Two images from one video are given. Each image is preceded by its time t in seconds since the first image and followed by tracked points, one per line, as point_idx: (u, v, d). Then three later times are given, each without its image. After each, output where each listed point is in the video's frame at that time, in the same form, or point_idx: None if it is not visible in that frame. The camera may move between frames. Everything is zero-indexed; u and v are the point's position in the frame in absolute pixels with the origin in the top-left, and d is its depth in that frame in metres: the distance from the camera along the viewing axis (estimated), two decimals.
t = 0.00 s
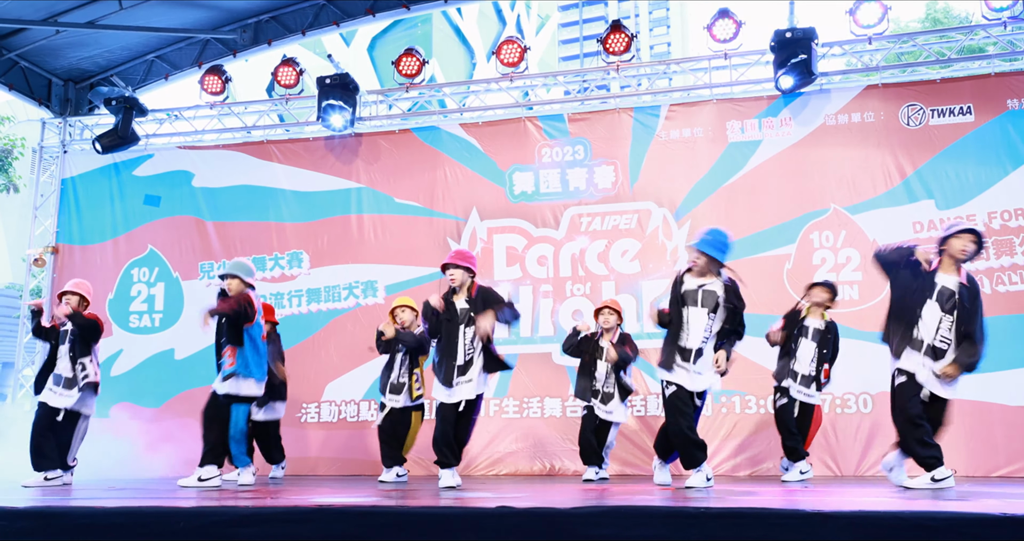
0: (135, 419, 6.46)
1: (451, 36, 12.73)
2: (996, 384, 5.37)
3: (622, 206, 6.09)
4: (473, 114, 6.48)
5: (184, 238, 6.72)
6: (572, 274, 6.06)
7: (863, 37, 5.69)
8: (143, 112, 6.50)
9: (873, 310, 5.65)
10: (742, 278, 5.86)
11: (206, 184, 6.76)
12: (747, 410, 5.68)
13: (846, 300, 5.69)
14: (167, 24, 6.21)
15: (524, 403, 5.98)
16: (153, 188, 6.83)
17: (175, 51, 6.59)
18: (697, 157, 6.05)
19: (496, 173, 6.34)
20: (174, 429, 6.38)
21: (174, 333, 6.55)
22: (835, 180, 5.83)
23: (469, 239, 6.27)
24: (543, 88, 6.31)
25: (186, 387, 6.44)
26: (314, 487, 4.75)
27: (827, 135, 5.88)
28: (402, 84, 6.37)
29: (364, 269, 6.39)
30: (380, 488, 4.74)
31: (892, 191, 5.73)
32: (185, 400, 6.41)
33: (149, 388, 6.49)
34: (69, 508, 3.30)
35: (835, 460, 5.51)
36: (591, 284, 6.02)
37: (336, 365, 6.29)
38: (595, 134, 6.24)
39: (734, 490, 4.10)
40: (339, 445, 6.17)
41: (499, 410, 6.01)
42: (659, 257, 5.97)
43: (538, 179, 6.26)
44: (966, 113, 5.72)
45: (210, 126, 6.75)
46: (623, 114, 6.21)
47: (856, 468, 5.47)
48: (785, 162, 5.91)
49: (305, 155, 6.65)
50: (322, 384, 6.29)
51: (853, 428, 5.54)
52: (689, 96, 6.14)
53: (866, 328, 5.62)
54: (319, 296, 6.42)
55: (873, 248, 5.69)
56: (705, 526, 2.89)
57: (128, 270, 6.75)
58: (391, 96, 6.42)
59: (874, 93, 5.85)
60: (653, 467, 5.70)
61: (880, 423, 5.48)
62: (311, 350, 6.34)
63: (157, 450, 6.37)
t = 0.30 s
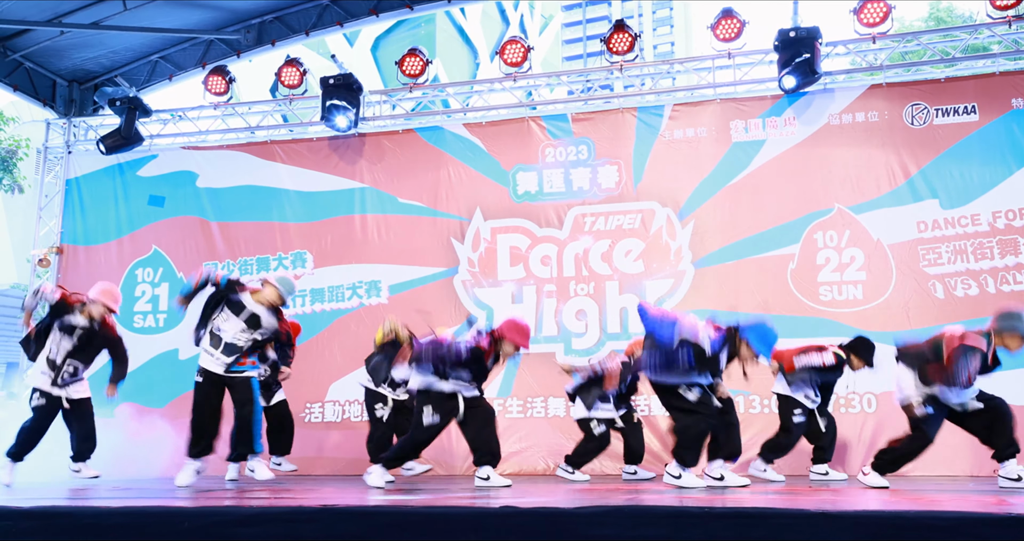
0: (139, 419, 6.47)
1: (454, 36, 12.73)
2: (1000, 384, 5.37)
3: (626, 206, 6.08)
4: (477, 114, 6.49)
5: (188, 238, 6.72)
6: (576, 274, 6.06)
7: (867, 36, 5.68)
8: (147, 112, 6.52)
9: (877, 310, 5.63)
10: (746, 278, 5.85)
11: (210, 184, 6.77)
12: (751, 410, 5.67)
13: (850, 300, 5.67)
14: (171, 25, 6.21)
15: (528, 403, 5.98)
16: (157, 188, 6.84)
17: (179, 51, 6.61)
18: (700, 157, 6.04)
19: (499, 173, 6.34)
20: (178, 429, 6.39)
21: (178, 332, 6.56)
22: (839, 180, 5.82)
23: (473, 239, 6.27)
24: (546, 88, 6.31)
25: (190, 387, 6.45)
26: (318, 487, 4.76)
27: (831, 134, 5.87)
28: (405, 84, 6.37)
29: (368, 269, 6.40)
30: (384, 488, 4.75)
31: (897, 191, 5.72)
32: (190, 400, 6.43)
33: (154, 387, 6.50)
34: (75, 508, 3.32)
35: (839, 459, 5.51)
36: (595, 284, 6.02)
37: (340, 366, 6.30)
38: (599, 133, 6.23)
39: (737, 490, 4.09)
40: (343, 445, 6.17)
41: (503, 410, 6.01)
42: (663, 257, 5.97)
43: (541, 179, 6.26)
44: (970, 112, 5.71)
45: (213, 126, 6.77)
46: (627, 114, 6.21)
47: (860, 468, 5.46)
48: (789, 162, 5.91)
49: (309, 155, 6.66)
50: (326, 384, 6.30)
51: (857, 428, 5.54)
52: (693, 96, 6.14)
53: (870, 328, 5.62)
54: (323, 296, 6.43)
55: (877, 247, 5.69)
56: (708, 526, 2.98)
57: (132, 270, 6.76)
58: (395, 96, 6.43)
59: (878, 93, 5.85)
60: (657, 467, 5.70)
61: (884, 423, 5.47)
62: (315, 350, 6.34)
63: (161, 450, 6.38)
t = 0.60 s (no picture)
0: (138, 421, 6.47)
1: (453, 37, 12.73)
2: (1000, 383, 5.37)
3: (625, 207, 6.09)
4: (476, 115, 6.49)
5: (187, 239, 6.72)
6: (575, 275, 6.06)
7: (866, 37, 5.68)
8: (146, 114, 6.52)
9: (877, 309, 5.64)
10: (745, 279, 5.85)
11: (209, 185, 6.77)
12: (751, 410, 5.68)
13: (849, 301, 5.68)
14: (170, 26, 6.21)
15: (527, 404, 5.98)
16: (156, 190, 6.84)
17: (178, 53, 6.60)
18: (699, 157, 6.05)
19: (498, 174, 6.34)
20: (177, 430, 6.39)
21: (176, 334, 6.56)
22: (838, 181, 5.82)
23: (472, 240, 6.27)
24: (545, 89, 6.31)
25: (190, 388, 6.44)
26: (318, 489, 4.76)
27: (830, 135, 5.88)
28: (404, 85, 6.38)
29: (367, 270, 6.40)
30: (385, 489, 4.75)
31: (895, 191, 5.72)
32: (190, 402, 6.42)
33: (153, 389, 6.50)
34: (75, 510, 3.33)
35: (839, 459, 5.51)
36: (594, 285, 6.02)
37: (340, 367, 6.30)
38: (598, 134, 6.24)
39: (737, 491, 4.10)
40: (343, 446, 6.17)
41: (503, 411, 6.01)
42: (662, 257, 5.97)
43: (540, 179, 6.26)
44: (969, 113, 5.71)
45: (213, 128, 6.76)
46: (626, 115, 6.21)
47: (859, 468, 5.47)
48: (788, 162, 5.91)
49: (308, 156, 6.66)
50: (326, 385, 6.29)
51: (857, 428, 5.54)
52: (692, 97, 6.14)
53: (868, 327, 5.63)
54: (322, 297, 6.43)
55: (877, 248, 5.69)
56: (710, 527, 2.96)
57: (131, 271, 6.75)
58: (394, 97, 6.43)
59: (877, 94, 5.85)
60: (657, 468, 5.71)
61: (883, 423, 5.48)
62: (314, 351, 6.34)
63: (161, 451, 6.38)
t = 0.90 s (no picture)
0: (143, 419, 6.56)
1: (454, 41, 12.85)
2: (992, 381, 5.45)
3: (623, 208, 6.18)
4: (476, 117, 6.58)
5: (192, 240, 6.82)
6: (574, 275, 6.15)
7: (861, 40, 5.78)
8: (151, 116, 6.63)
9: (870, 308, 5.73)
10: (740, 279, 5.95)
11: (213, 187, 6.87)
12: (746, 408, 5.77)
13: (843, 300, 5.77)
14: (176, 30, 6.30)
15: (527, 402, 6.07)
16: (161, 192, 6.93)
17: (183, 56, 6.70)
18: (696, 159, 6.14)
19: (497, 175, 6.44)
20: (182, 428, 6.49)
21: (180, 334, 6.66)
22: (832, 183, 5.91)
23: (473, 240, 6.37)
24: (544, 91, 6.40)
25: (194, 386, 6.54)
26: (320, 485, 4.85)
27: (824, 137, 5.97)
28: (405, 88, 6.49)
29: (368, 270, 6.49)
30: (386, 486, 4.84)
31: (889, 193, 5.81)
32: (194, 401, 6.51)
33: (158, 387, 6.59)
34: (81, 507, 3.40)
35: (834, 456, 5.60)
36: (592, 285, 6.11)
37: (342, 365, 6.39)
38: (596, 137, 6.33)
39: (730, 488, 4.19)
40: (345, 443, 6.26)
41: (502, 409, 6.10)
42: (660, 257, 6.06)
43: (539, 181, 6.36)
44: (961, 116, 5.80)
45: (217, 130, 6.87)
46: (623, 117, 6.30)
47: (853, 465, 5.55)
48: (783, 164, 6.00)
49: (311, 158, 6.75)
50: (328, 384, 6.39)
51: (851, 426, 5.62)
52: (689, 100, 6.24)
53: (862, 327, 5.72)
54: (324, 296, 6.52)
55: (871, 249, 5.78)
56: (705, 523, 2.99)
57: (137, 271, 6.85)
58: (395, 100, 6.54)
59: (871, 96, 5.94)
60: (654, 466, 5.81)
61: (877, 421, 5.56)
62: (316, 350, 6.44)
63: (166, 449, 6.48)
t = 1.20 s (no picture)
0: (146, 417, 6.65)
1: (453, 44, 12.95)
2: (982, 380, 5.54)
3: (620, 210, 6.27)
4: (475, 120, 6.67)
5: (194, 241, 6.90)
6: (571, 275, 6.24)
7: (853, 44, 5.85)
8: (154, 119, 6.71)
9: (863, 308, 5.81)
10: (735, 280, 6.03)
11: (215, 188, 6.95)
12: (741, 407, 5.85)
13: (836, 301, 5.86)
14: (179, 34, 6.38)
15: (524, 401, 6.15)
16: (163, 193, 7.02)
17: (185, 60, 6.78)
18: (691, 162, 6.22)
19: (496, 177, 6.52)
20: (184, 427, 6.57)
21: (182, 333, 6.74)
22: (826, 185, 6.00)
23: (471, 241, 6.45)
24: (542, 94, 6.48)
25: (196, 385, 6.62)
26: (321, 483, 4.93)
27: (818, 140, 6.06)
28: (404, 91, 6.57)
29: (368, 271, 6.58)
30: (386, 483, 4.92)
31: (881, 194, 5.90)
32: (196, 399, 6.60)
33: (161, 386, 6.68)
34: (83, 504, 3.46)
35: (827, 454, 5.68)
36: (589, 285, 6.20)
37: (342, 364, 6.48)
38: (594, 139, 6.41)
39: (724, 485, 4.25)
40: (345, 442, 6.35)
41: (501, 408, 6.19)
42: (655, 258, 6.15)
43: (537, 183, 6.44)
44: (952, 119, 5.89)
45: (219, 132, 6.95)
46: (620, 120, 6.39)
47: (846, 463, 5.64)
48: (777, 166, 6.09)
49: (312, 160, 6.84)
50: (329, 383, 6.47)
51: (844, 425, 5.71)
52: (685, 103, 6.33)
53: (854, 326, 5.81)
54: (325, 296, 6.61)
55: (864, 250, 5.87)
56: (701, 521, 3.03)
57: (140, 272, 6.94)
58: (395, 103, 6.62)
59: (863, 100, 6.03)
60: (650, 464, 5.89)
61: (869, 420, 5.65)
62: (317, 350, 6.53)
63: (168, 447, 6.56)
